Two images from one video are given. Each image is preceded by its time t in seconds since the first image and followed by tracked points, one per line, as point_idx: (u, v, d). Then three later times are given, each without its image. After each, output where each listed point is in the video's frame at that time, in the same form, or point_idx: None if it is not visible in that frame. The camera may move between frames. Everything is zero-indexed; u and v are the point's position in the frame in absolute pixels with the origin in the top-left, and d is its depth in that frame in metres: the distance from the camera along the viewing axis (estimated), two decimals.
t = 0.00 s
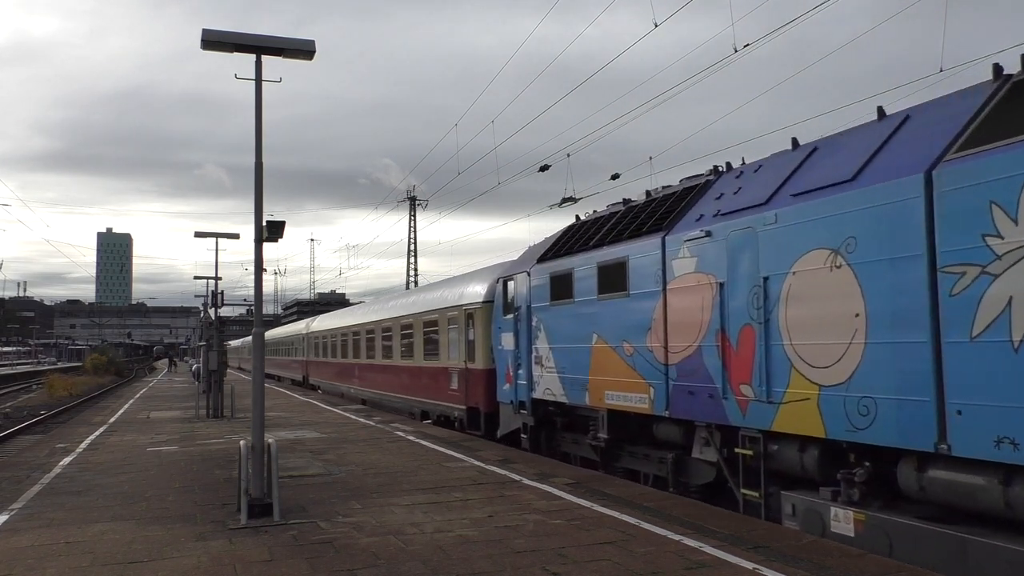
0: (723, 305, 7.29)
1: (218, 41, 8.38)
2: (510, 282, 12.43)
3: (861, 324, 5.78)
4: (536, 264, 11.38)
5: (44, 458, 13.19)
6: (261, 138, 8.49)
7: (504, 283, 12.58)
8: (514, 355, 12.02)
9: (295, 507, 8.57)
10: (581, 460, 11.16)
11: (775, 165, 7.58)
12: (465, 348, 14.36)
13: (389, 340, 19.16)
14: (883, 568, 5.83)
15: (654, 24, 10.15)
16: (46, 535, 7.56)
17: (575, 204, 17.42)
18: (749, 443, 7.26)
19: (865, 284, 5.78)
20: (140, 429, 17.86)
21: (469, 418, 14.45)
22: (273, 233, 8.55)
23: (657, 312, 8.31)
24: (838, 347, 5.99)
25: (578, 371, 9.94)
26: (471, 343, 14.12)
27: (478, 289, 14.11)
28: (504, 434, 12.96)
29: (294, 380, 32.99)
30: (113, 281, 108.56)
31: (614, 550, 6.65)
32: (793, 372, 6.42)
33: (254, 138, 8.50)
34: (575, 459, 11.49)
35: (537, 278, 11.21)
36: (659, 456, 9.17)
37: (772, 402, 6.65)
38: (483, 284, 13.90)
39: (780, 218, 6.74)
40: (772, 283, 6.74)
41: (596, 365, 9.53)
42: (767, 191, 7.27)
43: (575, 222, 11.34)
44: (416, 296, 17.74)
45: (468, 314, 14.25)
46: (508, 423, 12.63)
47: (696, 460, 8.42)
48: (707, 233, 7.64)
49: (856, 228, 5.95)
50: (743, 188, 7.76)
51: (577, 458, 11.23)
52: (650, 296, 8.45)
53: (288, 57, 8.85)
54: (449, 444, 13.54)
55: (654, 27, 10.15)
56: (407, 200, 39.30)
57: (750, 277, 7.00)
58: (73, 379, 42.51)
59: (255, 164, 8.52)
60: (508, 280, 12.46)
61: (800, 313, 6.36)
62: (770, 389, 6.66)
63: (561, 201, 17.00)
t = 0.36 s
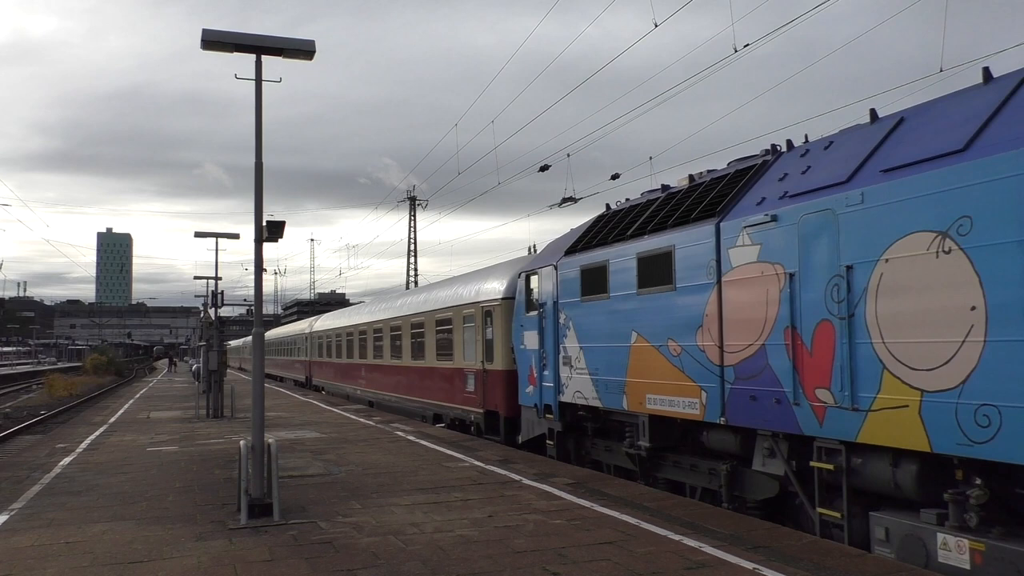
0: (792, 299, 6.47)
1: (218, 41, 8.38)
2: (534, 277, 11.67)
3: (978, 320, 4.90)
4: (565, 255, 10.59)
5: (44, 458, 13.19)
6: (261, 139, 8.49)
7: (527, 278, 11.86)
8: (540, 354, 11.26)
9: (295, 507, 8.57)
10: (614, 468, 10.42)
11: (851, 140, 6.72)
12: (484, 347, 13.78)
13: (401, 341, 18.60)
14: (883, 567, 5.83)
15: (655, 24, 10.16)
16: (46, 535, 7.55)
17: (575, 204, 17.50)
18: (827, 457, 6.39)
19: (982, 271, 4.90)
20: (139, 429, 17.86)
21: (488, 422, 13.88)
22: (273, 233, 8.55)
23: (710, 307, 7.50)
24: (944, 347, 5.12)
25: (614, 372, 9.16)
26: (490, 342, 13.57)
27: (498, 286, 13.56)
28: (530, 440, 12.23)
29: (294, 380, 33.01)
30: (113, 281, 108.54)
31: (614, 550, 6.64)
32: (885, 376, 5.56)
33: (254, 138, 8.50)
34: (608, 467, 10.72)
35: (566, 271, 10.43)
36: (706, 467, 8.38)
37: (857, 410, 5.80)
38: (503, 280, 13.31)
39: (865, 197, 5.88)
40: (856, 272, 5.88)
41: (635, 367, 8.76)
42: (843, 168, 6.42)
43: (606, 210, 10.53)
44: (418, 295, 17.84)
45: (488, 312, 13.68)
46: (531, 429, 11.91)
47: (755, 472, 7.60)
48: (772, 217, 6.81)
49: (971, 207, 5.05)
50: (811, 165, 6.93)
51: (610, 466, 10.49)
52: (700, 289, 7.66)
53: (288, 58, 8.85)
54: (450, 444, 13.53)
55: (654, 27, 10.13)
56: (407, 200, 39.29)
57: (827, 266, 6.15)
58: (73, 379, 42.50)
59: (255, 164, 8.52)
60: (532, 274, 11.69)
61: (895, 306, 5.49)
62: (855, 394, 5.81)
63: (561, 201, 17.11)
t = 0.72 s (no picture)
0: (886, 290, 5.51)
1: (218, 41, 8.38)
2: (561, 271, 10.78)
3: None
4: (598, 247, 9.70)
5: (44, 458, 13.19)
6: (261, 139, 8.49)
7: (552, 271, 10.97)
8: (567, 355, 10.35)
9: (295, 507, 8.57)
10: (655, 479, 9.59)
11: (954, 107, 5.78)
12: (505, 348, 12.91)
13: (414, 341, 17.77)
14: (882, 568, 5.84)
15: (654, 24, 10.18)
16: (46, 535, 7.55)
17: (574, 204, 17.56)
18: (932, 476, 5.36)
19: None
20: (140, 429, 17.85)
21: (510, 427, 13.04)
22: (273, 233, 8.55)
23: (776, 301, 6.59)
24: None
25: (655, 375, 8.26)
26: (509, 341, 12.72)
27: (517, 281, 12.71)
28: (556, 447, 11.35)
29: (295, 380, 33.03)
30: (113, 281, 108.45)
31: (614, 550, 6.64)
32: (1014, 379, 4.61)
33: (254, 138, 8.50)
34: (646, 478, 9.88)
35: (600, 263, 9.54)
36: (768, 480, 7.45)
37: (975, 420, 4.84)
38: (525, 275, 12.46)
39: (983, 168, 4.96)
40: (974, 257, 4.93)
41: (682, 368, 7.82)
42: (947, 137, 5.49)
43: (643, 199, 9.64)
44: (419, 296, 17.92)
45: (507, 309, 12.83)
46: (557, 435, 11.02)
47: (830, 489, 6.65)
48: (858, 195, 5.88)
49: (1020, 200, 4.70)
50: (903, 137, 6.00)
51: (650, 477, 9.65)
52: (764, 281, 6.74)
53: (288, 58, 8.85)
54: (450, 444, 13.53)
55: (654, 27, 10.13)
56: (408, 200, 39.33)
57: (933, 250, 5.21)
58: (72, 379, 42.48)
59: (255, 164, 8.52)
60: (559, 268, 10.81)
61: None
62: (973, 402, 4.85)
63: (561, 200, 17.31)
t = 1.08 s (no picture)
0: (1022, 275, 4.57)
1: (218, 41, 8.39)
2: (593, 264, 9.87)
3: None
4: (638, 236, 8.79)
5: (44, 458, 13.18)
6: (261, 139, 8.49)
7: (584, 263, 10.07)
8: (603, 355, 9.40)
9: (295, 507, 8.57)
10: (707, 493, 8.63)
11: None
12: (528, 347, 11.92)
13: (427, 340, 16.80)
14: (881, 568, 5.85)
15: (654, 23, 10.19)
16: (46, 535, 7.55)
17: (574, 203, 17.61)
18: None
19: None
20: (139, 429, 17.85)
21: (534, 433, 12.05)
22: (273, 233, 8.55)
23: (868, 293, 5.68)
24: None
25: (712, 377, 7.34)
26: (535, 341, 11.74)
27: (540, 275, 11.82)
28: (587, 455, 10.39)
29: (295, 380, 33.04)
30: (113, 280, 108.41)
31: (614, 550, 6.64)
32: None
33: (254, 138, 8.50)
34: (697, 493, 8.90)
35: (641, 255, 8.63)
36: (854, 499, 6.49)
37: None
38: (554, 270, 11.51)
39: None
40: None
41: (745, 370, 6.93)
42: None
43: (689, 185, 8.75)
44: (420, 295, 17.94)
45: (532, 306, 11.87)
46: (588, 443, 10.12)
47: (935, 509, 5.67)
48: (976, 168, 4.97)
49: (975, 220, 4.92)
50: None
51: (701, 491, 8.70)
52: (851, 270, 5.83)
53: (288, 58, 8.85)
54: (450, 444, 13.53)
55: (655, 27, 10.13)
56: (408, 200, 39.33)
57: None
58: (72, 379, 42.46)
59: (255, 165, 8.52)
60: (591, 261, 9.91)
61: None
62: None
63: (561, 200, 17.33)
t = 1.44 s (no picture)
0: None
1: (218, 41, 8.39)
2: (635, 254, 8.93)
3: None
4: (690, 223, 7.84)
5: (44, 458, 13.19)
6: (261, 139, 8.50)
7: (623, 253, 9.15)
8: (646, 355, 8.46)
9: (295, 507, 8.58)
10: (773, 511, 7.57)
11: None
12: (558, 347, 11.06)
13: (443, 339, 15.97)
14: (880, 568, 5.86)
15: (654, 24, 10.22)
16: (46, 535, 7.55)
17: (575, 204, 17.67)
18: None
19: None
20: (140, 429, 17.85)
21: (561, 439, 11.24)
22: (273, 233, 8.55)
23: (997, 282, 4.66)
24: None
25: (785, 381, 6.38)
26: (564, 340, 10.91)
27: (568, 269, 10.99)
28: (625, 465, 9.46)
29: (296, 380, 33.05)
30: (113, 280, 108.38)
31: (614, 551, 6.65)
32: None
33: (254, 138, 8.51)
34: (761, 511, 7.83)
35: (693, 244, 7.70)
36: (966, 526, 5.43)
37: None
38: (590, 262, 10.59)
39: None
40: None
41: (830, 373, 5.94)
42: None
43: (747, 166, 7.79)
44: (421, 295, 17.97)
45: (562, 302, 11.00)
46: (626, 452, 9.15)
47: None
48: None
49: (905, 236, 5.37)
50: None
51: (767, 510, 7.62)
52: (971, 255, 4.85)
53: (288, 58, 8.86)
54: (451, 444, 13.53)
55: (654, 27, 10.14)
56: (408, 200, 39.37)
57: None
58: (72, 379, 42.47)
59: (255, 165, 8.53)
60: (631, 251, 8.99)
61: None
62: None
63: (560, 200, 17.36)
